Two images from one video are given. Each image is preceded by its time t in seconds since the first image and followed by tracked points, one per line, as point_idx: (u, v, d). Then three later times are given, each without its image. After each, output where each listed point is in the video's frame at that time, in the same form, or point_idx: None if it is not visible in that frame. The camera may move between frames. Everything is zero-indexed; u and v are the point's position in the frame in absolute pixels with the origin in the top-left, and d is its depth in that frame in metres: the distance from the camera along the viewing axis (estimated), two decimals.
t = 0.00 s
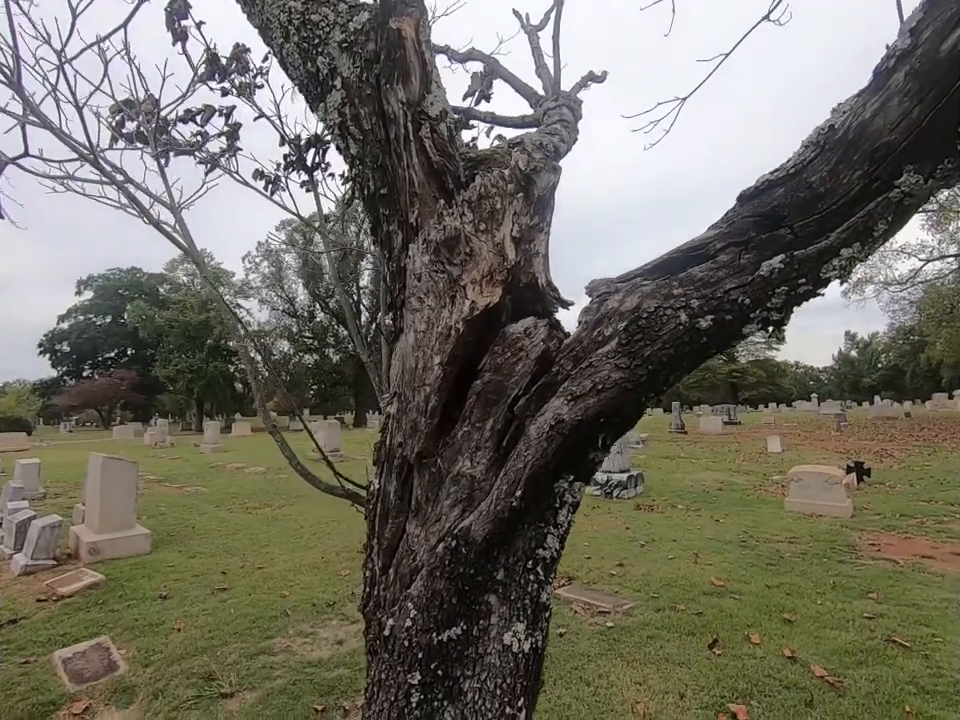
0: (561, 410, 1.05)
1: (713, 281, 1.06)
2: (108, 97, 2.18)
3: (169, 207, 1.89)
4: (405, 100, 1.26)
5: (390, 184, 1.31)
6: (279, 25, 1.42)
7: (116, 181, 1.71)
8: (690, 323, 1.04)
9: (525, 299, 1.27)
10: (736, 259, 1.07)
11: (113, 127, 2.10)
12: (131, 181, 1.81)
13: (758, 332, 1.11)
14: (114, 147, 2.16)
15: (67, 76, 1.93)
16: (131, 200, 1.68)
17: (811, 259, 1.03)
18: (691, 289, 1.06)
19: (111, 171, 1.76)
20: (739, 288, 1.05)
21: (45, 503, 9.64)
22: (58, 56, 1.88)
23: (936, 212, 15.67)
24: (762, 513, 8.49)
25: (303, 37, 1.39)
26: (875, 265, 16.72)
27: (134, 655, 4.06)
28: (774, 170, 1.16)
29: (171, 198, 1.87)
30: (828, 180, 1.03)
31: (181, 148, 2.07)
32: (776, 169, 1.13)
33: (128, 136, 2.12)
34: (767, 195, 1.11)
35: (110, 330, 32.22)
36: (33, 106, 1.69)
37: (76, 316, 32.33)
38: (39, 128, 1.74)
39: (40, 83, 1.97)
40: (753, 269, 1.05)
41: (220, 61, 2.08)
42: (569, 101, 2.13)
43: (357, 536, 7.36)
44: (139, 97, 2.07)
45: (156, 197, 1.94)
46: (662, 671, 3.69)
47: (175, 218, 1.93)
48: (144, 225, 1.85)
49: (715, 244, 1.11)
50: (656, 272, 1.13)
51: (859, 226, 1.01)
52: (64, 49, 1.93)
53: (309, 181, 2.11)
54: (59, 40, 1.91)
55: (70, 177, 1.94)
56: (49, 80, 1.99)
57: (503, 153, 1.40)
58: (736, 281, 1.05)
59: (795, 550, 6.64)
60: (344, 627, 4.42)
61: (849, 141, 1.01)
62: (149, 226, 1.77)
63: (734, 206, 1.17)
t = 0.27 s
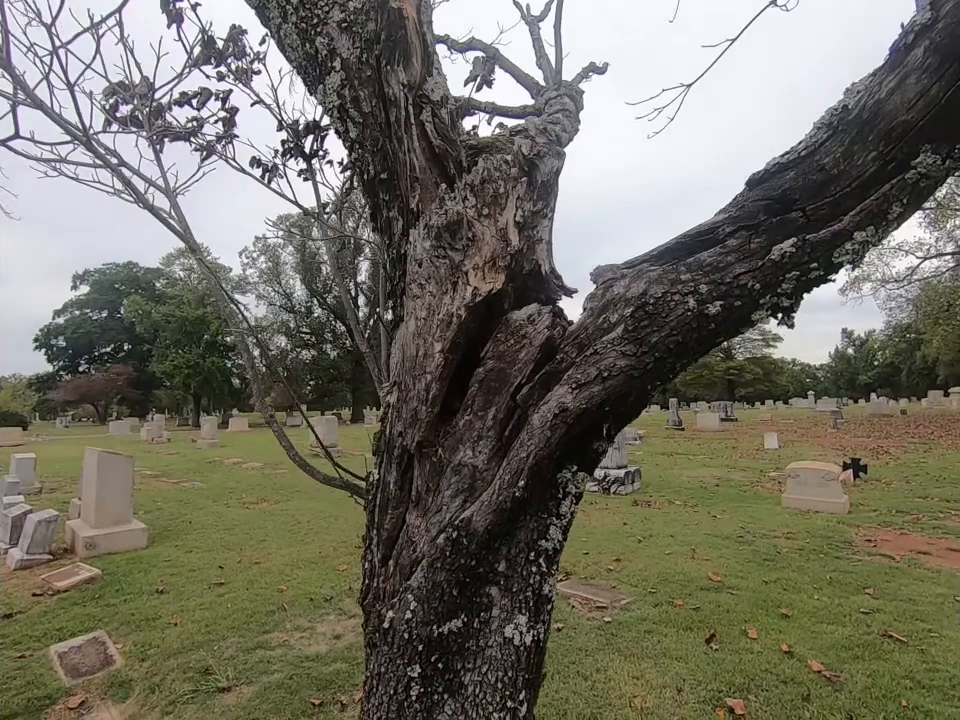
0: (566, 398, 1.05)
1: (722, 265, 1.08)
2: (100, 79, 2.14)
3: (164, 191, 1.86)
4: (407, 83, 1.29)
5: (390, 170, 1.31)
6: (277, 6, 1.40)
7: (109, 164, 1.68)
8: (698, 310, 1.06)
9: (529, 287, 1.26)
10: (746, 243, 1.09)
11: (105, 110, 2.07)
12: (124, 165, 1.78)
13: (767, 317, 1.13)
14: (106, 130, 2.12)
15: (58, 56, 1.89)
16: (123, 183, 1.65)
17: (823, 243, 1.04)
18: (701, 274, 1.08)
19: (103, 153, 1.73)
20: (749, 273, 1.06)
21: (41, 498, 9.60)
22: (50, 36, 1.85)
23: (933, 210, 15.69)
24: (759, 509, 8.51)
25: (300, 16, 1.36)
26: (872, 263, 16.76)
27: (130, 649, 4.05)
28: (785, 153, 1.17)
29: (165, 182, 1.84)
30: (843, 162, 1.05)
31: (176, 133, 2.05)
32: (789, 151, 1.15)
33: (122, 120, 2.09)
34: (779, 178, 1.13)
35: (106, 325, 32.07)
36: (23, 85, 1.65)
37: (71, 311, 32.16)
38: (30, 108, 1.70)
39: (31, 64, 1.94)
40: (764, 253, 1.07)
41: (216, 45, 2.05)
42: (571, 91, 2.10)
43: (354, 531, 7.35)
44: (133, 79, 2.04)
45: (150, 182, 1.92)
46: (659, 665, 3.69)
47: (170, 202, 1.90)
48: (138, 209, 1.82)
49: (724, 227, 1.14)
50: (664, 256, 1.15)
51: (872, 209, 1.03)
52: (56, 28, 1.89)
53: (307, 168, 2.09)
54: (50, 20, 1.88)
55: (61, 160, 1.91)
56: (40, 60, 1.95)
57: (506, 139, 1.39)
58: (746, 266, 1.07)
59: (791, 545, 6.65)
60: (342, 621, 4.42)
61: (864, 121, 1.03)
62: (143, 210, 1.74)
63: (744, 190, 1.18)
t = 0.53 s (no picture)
0: (569, 383, 1.05)
1: (730, 246, 1.06)
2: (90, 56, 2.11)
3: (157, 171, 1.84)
4: (405, 60, 1.28)
5: (388, 149, 1.31)
6: None
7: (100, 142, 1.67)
8: (706, 291, 1.05)
9: (531, 271, 1.27)
10: (756, 223, 1.07)
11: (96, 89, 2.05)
12: (115, 143, 1.77)
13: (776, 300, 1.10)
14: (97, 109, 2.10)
15: (48, 33, 1.87)
16: (116, 161, 1.64)
17: (835, 222, 1.01)
18: (709, 255, 1.06)
19: (95, 131, 1.72)
20: (758, 253, 1.05)
21: (36, 491, 9.55)
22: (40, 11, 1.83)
23: (929, 208, 15.71)
24: (754, 504, 8.54)
25: None
26: (869, 260, 16.79)
27: (125, 642, 4.03)
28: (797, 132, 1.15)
29: (158, 163, 1.83)
30: (857, 137, 1.03)
31: (170, 114, 2.04)
32: (800, 128, 1.12)
33: (113, 99, 2.07)
34: (790, 157, 1.11)
35: (101, 318, 31.94)
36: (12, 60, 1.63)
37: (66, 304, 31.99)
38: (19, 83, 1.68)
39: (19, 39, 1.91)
40: (775, 232, 1.05)
41: (210, 24, 2.03)
42: (571, 79, 2.08)
43: (351, 525, 7.34)
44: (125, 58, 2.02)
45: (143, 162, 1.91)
46: (656, 659, 3.69)
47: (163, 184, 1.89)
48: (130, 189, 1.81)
49: (734, 207, 1.11)
50: (672, 237, 1.13)
51: (886, 187, 1.00)
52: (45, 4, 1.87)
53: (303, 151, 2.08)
54: None
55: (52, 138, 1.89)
56: (30, 36, 1.93)
57: (507, 120, 1.39)
58: (756, 247, 1.05)
59: (787, 540, 6.66)
60: (338, 615, 4.40)
61: (880, 95, 1.01)
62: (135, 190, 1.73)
63: (754, 170, 1.16)
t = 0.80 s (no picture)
0: (574, 365, 1.04)
1: (741, 222, 1.05)
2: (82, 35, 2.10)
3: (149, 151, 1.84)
4: (404, 34, 1.31)
5: (387, 128, 1.33)
6: None
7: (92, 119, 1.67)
8: (714, 269, 1.04)
9: (534, 252, 1.26)
10: (767, 199, 1.05)
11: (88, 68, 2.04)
12: (106, 121, 1.76)
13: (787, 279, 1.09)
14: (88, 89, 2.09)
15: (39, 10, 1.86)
16: (107, 139, 1.63)
17: (850, 196, 1.01)
18: (719, 232, 1.05)
19: (85, 109, 1.71)
20: (771, 230, 1.03)
21: (31, 485, 9.51)
22: None
23: (926, 202, 15.71)
24: (751, 496, 8.56)
25: None
26: (864, 254, 16.84)
27: (123, 635, 4.02)
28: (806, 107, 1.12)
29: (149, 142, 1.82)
30: (872, 111, 1.01)
31: (162, 95, 2.03)
32: (811, 103, 1.10)
33: (105, 79, 2.06)
34: (802, 132, 1.09)
35: (96, 312, 31.76)
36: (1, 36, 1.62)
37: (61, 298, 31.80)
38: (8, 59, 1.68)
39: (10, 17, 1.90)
40: (787, 208, 1.03)
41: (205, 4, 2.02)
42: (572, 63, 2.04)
43: (348, 518, 7.33)
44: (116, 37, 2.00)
45: (136, 142, 1.90)
46: (654, 649, 3.70)
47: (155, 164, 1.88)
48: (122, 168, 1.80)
49: (744, 184, 1.08)
50: (681, 215, 1.11)
51: (902, 161, 1.00)
52: None
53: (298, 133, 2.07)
54: None
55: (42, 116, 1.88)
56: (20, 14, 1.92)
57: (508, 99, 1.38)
58: (768, 223, 1.03)
59: (783, 532, 6.69)
60: (336, 607, 4.40)
61: (898, 65, 0.99)
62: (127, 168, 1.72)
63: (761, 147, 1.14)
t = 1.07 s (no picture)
0: (577, 347, 1.04)
1: (749, 200, 1.04)
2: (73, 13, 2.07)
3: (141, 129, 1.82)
4: (403, 10, 1.31)
5: (386, 106, 1.32)
6: None
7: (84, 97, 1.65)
8: (722, 248, 1.03)
9: (536, 234, 1.25)
10: (777, 176, 1.04)
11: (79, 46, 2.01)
12: (97, 99, 1.74)
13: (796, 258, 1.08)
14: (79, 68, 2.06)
15: None
16: (98, 116, 1.61)
17: (862, 172, 1.00)
18: (726, 210, 1.04)
19: (76, 86, 1.69)
20: (780, 208, 1.02)
21: (27, 478, 9.48)
22: None
23: (923, 197, 15.71)
24: (747, 489, 8.59)
25: None
26: (861, 248, 16.84)
27: (120, 627, 4.01)
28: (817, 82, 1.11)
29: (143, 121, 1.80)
30: (886, 85, 0.99)
31: (156, 76, 2.01)
32: (822, 78, 1.09)
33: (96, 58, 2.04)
34: (813, 107, 1.07)
35: (91, 306, 31.60)
36: None
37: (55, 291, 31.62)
38: None
39: None
40: (797, 186, 1.02)
41: None
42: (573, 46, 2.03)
43: (346, 511, 7.33)
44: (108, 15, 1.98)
45: (129, 123, 1.88)
46: (651, 640, 3.71)
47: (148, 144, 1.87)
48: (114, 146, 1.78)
49: (753, 161, 1.08)
50: (688, 194, 1.11)
51: (916, 135, 0.99)
52: None
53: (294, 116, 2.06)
54: None
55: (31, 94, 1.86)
56: None
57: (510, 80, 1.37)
58: (778, 201, 1.02)
59: (779, 524, 6.71)
60: (334, 599, 4.40)
61: (913, 36, 0.97)
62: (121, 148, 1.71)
63: (770, 124, 1.12)
